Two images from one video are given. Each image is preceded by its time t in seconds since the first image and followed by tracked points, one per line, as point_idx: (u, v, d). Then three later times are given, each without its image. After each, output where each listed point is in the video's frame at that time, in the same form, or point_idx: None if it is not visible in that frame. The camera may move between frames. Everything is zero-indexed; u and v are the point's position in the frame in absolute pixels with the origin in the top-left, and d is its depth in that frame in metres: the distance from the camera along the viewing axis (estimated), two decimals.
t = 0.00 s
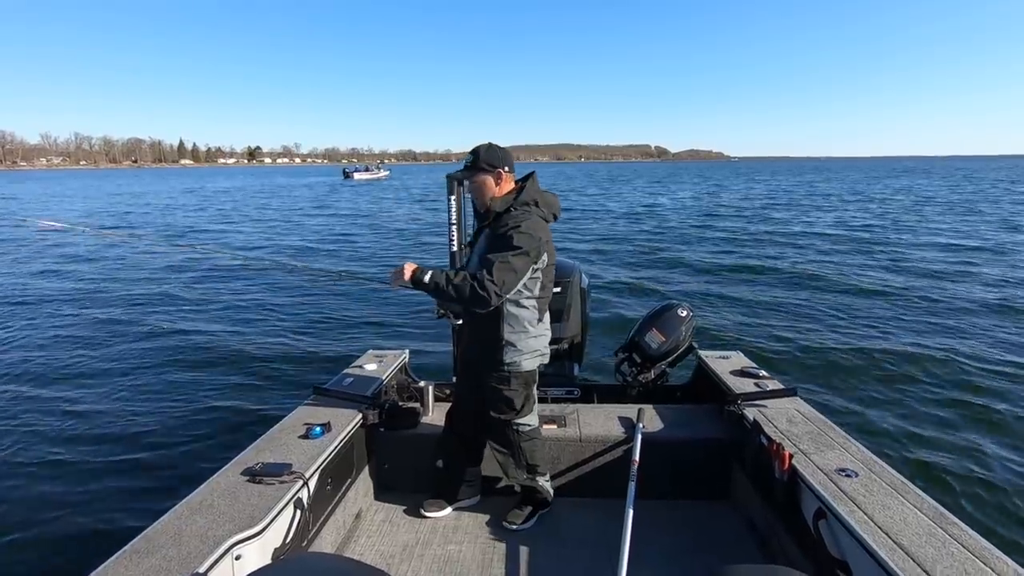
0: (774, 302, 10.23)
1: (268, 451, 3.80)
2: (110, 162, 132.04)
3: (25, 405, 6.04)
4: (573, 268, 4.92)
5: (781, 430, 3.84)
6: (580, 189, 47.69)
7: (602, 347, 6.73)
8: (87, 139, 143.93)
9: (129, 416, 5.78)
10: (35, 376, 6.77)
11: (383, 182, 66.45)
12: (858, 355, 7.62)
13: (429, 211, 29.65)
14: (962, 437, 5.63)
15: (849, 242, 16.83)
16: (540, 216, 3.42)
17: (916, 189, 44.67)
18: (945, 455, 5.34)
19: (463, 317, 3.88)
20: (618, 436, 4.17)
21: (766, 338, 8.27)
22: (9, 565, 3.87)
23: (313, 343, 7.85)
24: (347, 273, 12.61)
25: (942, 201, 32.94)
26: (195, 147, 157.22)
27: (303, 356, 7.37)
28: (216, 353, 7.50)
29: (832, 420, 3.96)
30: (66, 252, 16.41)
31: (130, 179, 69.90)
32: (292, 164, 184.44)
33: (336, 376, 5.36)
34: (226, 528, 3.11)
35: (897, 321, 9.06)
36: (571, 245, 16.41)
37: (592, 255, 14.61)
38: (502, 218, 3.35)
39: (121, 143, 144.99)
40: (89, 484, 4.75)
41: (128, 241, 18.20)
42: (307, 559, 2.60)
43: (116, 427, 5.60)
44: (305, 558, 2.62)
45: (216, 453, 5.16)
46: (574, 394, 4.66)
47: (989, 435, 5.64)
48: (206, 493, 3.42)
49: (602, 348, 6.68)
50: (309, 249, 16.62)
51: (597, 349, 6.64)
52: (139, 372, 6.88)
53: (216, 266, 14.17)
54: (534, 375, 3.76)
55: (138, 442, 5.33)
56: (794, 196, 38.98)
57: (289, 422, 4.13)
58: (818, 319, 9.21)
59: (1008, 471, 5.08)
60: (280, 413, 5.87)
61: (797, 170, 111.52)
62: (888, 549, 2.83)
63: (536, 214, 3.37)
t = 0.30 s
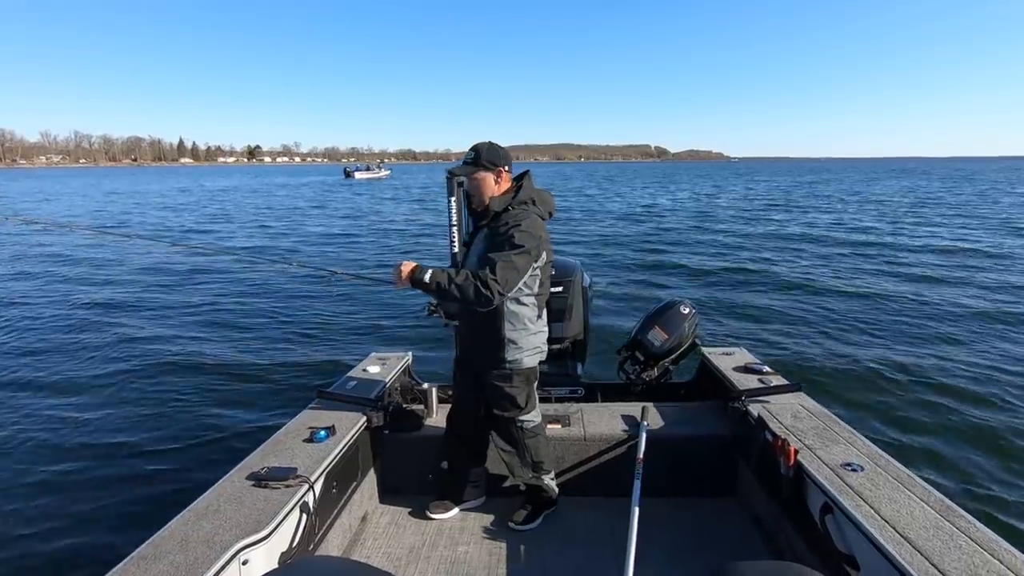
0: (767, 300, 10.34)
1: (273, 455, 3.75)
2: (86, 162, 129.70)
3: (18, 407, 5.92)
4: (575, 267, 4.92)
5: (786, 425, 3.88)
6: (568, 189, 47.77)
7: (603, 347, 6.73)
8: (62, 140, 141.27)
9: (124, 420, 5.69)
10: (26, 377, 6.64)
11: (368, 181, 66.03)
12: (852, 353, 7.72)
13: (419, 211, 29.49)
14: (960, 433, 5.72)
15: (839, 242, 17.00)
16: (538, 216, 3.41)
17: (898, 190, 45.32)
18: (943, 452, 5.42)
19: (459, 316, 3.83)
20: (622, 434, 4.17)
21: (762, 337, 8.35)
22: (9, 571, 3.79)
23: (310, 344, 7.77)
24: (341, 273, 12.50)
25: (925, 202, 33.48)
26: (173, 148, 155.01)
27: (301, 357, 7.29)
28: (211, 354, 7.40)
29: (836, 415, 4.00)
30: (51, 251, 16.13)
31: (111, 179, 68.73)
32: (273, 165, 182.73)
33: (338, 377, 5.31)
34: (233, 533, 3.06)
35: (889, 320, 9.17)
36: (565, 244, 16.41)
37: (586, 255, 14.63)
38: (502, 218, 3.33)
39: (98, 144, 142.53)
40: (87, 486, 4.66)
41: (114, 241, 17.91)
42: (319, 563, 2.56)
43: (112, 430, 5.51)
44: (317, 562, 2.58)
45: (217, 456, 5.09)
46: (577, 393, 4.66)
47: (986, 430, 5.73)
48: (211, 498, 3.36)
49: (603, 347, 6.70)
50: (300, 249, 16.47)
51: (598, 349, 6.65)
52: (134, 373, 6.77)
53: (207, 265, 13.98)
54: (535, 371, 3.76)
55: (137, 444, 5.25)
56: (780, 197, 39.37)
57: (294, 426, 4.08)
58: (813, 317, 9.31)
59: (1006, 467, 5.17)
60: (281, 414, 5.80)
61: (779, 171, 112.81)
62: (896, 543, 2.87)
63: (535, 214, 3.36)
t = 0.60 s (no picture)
0: (764, 302, 10.37)
1: (273, 454, 3.73)
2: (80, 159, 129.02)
3: (16, 406, 5.89)
4: (575, 268, 4.92)
5: (786, 426, 3.88)
6: (566, 189, 47.77)
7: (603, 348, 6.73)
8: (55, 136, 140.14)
9: (123, 420, 5.66)
10: (25, 375, 6.60)
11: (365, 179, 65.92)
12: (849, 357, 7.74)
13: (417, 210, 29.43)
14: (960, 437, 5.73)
15: (835, 245, 17.08)
16: (520, 212, 3.41)
17: (893, 192, 45.52)
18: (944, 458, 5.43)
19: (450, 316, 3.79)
20: (622, 434, 4.17)
21: (761, 339, 8.37)
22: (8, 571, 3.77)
23: (310, 344, 7.75)
24: (338, 273, 12.45)
25: (920, 204, 33.65)
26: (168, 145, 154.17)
27: (301, 357, 7.26)
28: (208, 353, 7.35)
29: (836, 416, 4.01)
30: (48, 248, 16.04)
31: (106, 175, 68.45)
32: (268, 163, 182.21)
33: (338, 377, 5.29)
34: (233, 532, 3.04)
35: (886, 323, 9.21)
36: (565, 245, 16.40)
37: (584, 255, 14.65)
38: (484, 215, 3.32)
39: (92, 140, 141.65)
40: (84, 488, 4.63)
41: (111, 238, 17.82)
42: (320, 563, 2.55)
43: (111, 430, 5.48)
44: (317, 562, 2.56)
45: (217, 456, 5.07)
46: (578, 394, 4.65)
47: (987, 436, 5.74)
48: (210, 497, 3.34)
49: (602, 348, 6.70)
50: (297, 248, 16.42)
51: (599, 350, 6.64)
52: (133, 373, 6.74)
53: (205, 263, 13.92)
54: (529, 367, 3.76)
55: (137, 444, 5.22)
56: (776, 198, 39.48)
57: (294, 425, 4.07)
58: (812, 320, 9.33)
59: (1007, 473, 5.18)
60: (279, 415, 5.78)
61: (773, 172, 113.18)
62: (896, 544, 2.87)
63: (518, 209, 3.36)
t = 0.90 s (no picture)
0: (766, 303, 10.33)
1: (268, 450, 3.76)
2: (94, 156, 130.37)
3: (19, 401, 5.96)
4: (574, 268, 4.92)
5: (781, 430, 3.86)
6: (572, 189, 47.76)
7: (601, 348, 6.73)
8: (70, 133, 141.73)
9: (124, 416, 5.72)
10: (28, 371, 6.67)
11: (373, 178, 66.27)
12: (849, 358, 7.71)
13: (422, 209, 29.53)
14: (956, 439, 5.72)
15: (839, 246, 17.03)
16: (520, 206, 3.48)
17: (902, 193, 45.26)
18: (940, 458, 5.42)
19: (449, 314, 3.75)
20: (618, 436, 4.17)
21: (760, 340, 8.36)
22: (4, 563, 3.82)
23: (311, 342, 7.81)
24: (340, 272, 12.53)
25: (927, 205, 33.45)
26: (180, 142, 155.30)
27: (301, 355, 7.32)
28: (209, 350, 7.41)
29: (832, 421, 3.99)
30: (55, 246, 16.20)
31: (117, 173, 69.13)
32: (279, 161, 183.27)
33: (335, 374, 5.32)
34: (226, 528, 3.07)
35: (888, 325, 9.17)
36: (567, 245, 16.42)
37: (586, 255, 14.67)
38: (489, 209, 3.37)
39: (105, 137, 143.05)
40: (82, 483, 4.67)
41: (118, 237, 17.98)
42: (311, 559, 2.57)
43: (112, 424, 5.54)
44: (308, 558, 2.58)
45: (215, 453, 5.12)
46: (574, 394, 4.66)
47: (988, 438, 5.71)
48: (205, 493, 3.37)
49: (600, 348, 6.71)
50: (301, 246, 16.54)
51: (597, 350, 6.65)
52: (135, 369, 6.81)
53: (210, 261, 14.04)
54: (531, 364, 3.80)
55: (135, 440, 5.28)
56: (783, 199, 39.35)
57: (289, 422, 4.10)
58: (813, 321, 9.31)
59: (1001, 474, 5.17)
60: (276, 412, 5.82)
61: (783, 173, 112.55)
62: (888, 550, 2.86)
63: (520, 202, 3.44)
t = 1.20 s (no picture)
0: (772, 304, 10.25)
1: (264, 447, 3.80)
2: (112, 156, 132.27)
3: (25, 401, 6.06)
4: (572, 269, 4.91)
5: (777, 433, 3.84)
6: (582, 189, 47.69)
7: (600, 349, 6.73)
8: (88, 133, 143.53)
9: (127, 415, 5.80)
10: (34, 373, 6.78)
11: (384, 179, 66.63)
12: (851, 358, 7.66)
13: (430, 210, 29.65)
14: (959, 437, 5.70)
15: (846, 245, 16.93)
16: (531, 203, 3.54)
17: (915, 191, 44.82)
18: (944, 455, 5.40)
19: (461, 314, 3.75)
20: (615, 437, 4.16)
21: (763, 341, 8.31)
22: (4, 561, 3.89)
23: (312, 342, 7.88)
24: (344, 272, 12.62)
25: (940, 203, 33.10)
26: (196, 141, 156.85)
27: (303, 355, 7.39)
28: (212, 351, 7.50)
29: (828, 424, 3.96)
30: (67, 248, 16.44)
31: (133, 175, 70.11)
32: (293, 160, 184.77)
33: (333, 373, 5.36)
34: (221, 524, 3.11)
35: (894, 324, 9.10)
36: (572, 245, 16.42)
37: (591, 255, 14.66)
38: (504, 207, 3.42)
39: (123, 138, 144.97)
40: (83, 482, 4.74)
41: (128, 239, 18.21)
42: (301, 556, 2.59)
43: (116, 424, 5.63)
44: (298, 555, 2.61)
45: (213, 453, 5.19)
46: (571, 395, 4.65)
47: (992, 439, 5.65)
48: (201, 489, 3.42)
49: (600, 349, 6.71)
50: (307, 246, 16.68)
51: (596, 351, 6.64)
52: (139, 370, 6.90)
53: (217, 262, 14.19)
54: (540, 364, 3.83)
55: (136, 441, 5.35)
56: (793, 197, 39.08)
57: (286, 419, 4.14)
58: (818, 322, 9.23)
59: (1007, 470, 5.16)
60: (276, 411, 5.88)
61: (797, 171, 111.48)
62: (882, 553, 2.82)
63: (531, 198, 3.52)
